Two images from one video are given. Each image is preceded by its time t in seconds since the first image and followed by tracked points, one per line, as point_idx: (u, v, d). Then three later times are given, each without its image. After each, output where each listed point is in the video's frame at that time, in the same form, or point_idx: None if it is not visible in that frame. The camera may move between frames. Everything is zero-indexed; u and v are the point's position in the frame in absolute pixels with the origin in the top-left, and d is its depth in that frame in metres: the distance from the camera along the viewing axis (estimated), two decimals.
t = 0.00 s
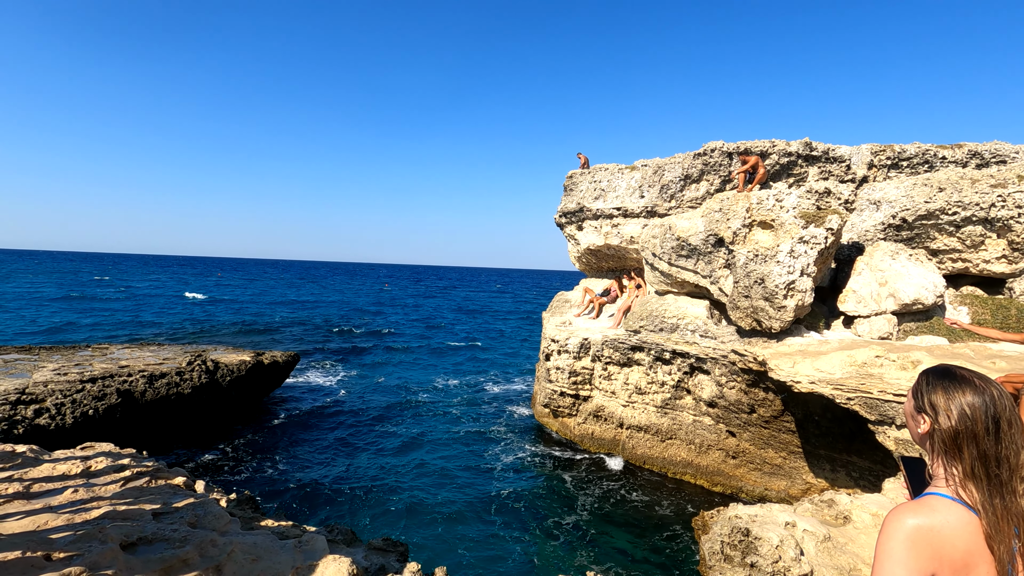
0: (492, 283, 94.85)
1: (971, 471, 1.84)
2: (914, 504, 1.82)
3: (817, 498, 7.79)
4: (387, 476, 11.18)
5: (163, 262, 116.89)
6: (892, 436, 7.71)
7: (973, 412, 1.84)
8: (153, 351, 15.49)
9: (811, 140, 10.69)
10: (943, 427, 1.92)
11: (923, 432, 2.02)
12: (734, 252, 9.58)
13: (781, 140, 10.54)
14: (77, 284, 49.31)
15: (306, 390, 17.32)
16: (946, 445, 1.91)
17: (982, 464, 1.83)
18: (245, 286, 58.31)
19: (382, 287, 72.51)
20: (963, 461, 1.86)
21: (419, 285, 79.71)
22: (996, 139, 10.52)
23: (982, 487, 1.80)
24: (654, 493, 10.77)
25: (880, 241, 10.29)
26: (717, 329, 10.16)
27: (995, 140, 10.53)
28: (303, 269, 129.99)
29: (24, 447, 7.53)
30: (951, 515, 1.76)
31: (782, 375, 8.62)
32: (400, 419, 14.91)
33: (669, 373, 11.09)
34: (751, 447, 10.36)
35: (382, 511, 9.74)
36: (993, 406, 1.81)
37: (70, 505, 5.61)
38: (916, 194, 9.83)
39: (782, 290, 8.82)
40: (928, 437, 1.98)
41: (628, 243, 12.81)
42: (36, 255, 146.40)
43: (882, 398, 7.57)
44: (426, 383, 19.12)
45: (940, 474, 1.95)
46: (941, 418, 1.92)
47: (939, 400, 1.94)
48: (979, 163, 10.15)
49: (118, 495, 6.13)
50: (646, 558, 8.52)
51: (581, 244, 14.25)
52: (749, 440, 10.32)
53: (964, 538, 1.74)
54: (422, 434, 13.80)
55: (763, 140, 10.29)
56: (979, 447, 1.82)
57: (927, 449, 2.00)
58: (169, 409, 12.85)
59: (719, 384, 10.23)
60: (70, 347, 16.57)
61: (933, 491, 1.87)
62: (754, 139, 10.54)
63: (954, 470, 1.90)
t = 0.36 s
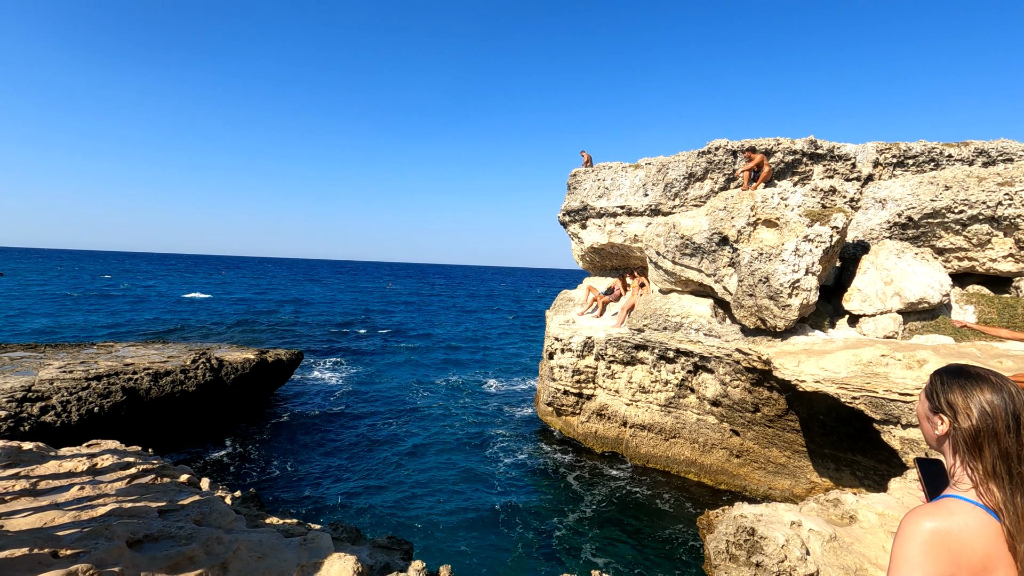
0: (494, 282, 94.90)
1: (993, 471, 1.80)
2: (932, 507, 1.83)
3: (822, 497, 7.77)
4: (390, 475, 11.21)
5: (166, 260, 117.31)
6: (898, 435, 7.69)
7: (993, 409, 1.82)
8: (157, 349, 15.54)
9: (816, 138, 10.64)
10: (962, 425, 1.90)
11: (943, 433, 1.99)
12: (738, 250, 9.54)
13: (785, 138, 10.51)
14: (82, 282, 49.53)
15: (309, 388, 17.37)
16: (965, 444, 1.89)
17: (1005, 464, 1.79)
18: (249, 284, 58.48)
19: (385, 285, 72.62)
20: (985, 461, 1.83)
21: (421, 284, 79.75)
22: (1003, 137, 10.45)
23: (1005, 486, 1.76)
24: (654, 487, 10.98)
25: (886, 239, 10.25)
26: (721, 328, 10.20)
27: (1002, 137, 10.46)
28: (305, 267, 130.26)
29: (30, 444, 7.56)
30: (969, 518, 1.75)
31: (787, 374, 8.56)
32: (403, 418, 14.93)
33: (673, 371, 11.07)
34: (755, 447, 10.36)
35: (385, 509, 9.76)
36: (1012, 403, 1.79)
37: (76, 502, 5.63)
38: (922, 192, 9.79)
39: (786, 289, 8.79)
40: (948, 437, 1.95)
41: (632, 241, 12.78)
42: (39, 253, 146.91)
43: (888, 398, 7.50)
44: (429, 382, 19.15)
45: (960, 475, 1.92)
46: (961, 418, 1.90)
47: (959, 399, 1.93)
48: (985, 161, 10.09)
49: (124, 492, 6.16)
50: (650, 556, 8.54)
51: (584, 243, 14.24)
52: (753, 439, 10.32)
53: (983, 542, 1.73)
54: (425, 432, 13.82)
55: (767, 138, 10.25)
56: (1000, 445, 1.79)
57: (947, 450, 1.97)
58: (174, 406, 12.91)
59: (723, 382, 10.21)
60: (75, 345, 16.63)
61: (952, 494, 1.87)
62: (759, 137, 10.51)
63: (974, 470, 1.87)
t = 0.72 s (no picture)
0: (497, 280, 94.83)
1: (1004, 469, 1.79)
2: (939, 508, 1.81)
3: (826, 496, 7.76)
4: (394, 472, 11.23)
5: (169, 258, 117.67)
6: (902, 434, 7.68)
7: (1006, 408, 1.80)
8: (161, 347, 15.59)
9: (821, 136, 10.58)
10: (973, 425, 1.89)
11: (953, 433, 1.97)
12: (742, 249, 9.51)
13: (789, 136, 10.46)
14: (86, 280, 49.62)
15: (313, 386, 17.41)
16: (978, 443, 1.87)
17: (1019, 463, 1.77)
18: (253, 283, 58.61)
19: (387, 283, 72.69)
20: (998, 461, 1.81)
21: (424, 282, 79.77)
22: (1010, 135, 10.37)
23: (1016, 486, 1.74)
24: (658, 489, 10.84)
25: (890, 238, 10.22)
26: (725, 326, 10.16)
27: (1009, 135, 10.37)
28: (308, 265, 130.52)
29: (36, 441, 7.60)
30: (976, 518, 1.74)
31: (791, 372, 8.54)
32: (406, 416, 14.96)
33: (676, 370, 11.05)
34: (758, 446, 10.34)
35: (389, 507, 9.78)
36: None
37: (81, 499, 5.65)
38: (927, 190, 9.75)
39: (790, 288, 8.77)
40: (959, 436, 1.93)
41: (635, 239, 12.76)
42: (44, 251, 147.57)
43: (892, 396, 7.52)
44: (431, 380, 19.19)
45: (971, 475, 1.90)
46: (972, 417, 1.88)
47: (970, 399, 1.91)
48: (992, 159, 10.01)
49: (128, 489, 6.18)
50: (654, 554, 8.55)
51: (587, 241, 14.21)
52: (757, 438, 10.30)
53: (990, 544, 1.72)
54: (428, 430, 13.84)
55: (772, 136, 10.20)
56: (1014, 443, 1.77)
57: (958, 451, 1.94)
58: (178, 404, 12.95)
59: (726, 381, 10.20)
60: (80, 342, 16.70)
61: (958, 495, 1.86)
62: (763, 135, 10.45)
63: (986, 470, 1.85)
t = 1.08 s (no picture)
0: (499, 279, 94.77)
1: (1000, 467, 1.78)
2: (936, 503, 1.80)
3: (830, 495, 7.73)
4: (397, 470, 11.24)
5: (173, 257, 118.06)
6: (906, 434, 7.65)
7: (1003, 407, 1.79)
8: (166, 345, 15.64)
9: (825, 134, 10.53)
10: (969, 422, 1.89)
11: (950, 430, 1.97)
12: (745, 247, 9.49)
13: (794, 134, 10.41)
14: (91, 278, 49.89)
15: (316, 384, 17.44)
16: (974, 440, 1.86)
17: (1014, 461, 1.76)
18: (256, 281, 58.72)
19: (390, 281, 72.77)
20: (993, 458, 1.81)
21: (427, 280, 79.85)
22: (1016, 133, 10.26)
23: (1012, 483, 1.74)
24: (658, 495, 10.52)
25: (895, 236, 10.19)
26: (728, 325, 10.12)
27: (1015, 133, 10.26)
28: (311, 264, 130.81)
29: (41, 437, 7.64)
30: (974, 515, 1.73)
31: (794, 371, 8.53)
32: (408, 414, 14.97)
33: (679, 369, 11.03)
34: (761, 444, 10.32)
35: (392, 504, 9.80)
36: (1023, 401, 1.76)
37: (86, 495, 5.68)
38: (932, 189, 9.71)
39: (794, 286, 8.74)
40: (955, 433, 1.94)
41: (638, 238, 12.74)
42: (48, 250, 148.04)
43: (896, 395, 7.50)
44: (434, 378, 19.22)
45: (967, 472, 1.89)
46: (969, 414, 1.88)
47: (967, 396, 1.90)
48: (997, 157, 9.92)
49: (133, 485, 6.21)
50: (657, 553, 8.55)
51: (590, 239, 14.20)
52: (760, 437, 10.28)
53: (987, 540, 1.71)
54: (431, 428, 13.85)
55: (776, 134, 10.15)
56: (1009, 441, 1.76)
57: (955, 447, 1.94)
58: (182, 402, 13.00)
59: (729, 380, 10.19)
60: (86, 340, 16.79)
61: (954, 490, 1.85)
62: (767, 133, 10.40)
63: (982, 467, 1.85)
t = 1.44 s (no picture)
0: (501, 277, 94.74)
1: (1002, 465, 1.77)
2: (940, 502, 1.79)
3: (833, 494, 7.72)
4: (399, 468, 11.28)
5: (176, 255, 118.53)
6: (909, 433, 7.63)
7: (1005, 406, 1.77)
8: (169, 343, 15.70)
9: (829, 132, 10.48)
10: (973, 420, 1.88)
11: (955, 429, 1.96)
12: (749, 246, 9.47)
13: (798, 132, 10.36)
14: (94, 277, 50.02)
15: (319, 382, 17.48)
16: (977, 439, 1.85)
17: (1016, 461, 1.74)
18: (259, 279, 58.88)
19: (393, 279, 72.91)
20: (996, 457, 1.79)
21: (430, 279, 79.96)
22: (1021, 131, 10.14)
23: (1012, 481, 1.73)
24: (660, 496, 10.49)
25: (899, 235, 10.13)
26: (731, 324, 10.09)
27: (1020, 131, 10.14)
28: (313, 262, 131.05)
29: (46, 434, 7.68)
30: (978, 514, 1.72)
31: (797, 371, 8.51)
32: (411, 412, 15.00)
33: (682, 367, 11.02)
34: (764, 443, 10.30)
35: (394, 502, 9.82)
36: None
37: (91, 492, 5.71)
38: (937, 187, 9.67)
39: (797, 285, 8.72)
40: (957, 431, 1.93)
41: (641, 236, 12.73)
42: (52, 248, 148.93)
43: (900, 395, 7.48)
44: (436, 376, 19.25)
45: (971, 472, 1.88)
46: (973, 413, 1.86)
47: (972, 394, 1.88)
48: (1003, 156, 9.81)
49: (137, 482, 6.24)
50: (659, 552, 8.54)
51: (593, 238, 14.19)
52: (763, 436, 10.26)
53: (991, 539, 1.70)
54: (433, 426, 13.87)
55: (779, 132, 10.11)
56: (1011, 440, 1.74)
57: (960, 447, 1.93)
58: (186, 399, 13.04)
59: (733, 378, 10.18)
60: (91, 338, 16.86)
61: (959, 489, 1.84)
62: (771, 131, 10.36)
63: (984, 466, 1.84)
